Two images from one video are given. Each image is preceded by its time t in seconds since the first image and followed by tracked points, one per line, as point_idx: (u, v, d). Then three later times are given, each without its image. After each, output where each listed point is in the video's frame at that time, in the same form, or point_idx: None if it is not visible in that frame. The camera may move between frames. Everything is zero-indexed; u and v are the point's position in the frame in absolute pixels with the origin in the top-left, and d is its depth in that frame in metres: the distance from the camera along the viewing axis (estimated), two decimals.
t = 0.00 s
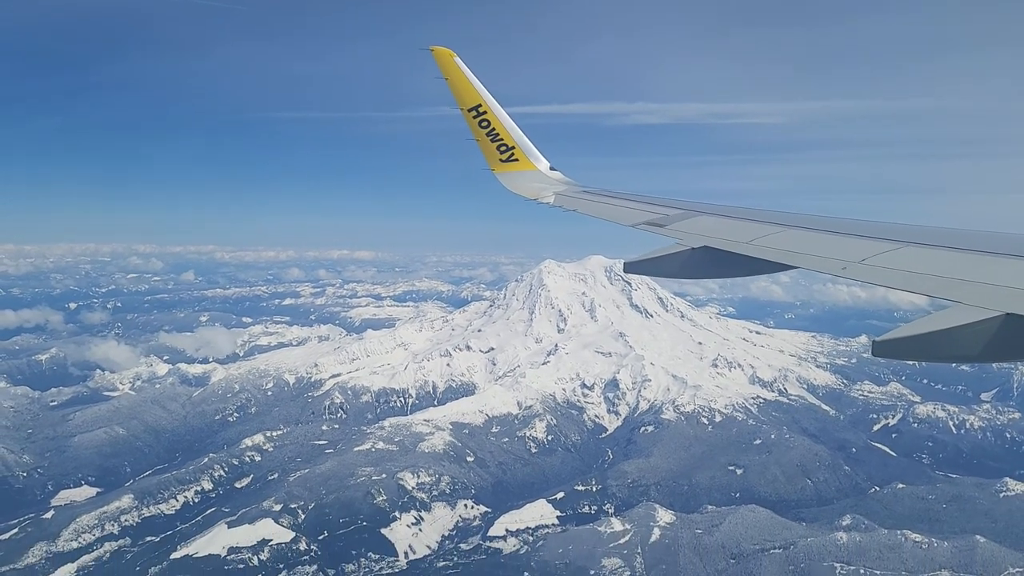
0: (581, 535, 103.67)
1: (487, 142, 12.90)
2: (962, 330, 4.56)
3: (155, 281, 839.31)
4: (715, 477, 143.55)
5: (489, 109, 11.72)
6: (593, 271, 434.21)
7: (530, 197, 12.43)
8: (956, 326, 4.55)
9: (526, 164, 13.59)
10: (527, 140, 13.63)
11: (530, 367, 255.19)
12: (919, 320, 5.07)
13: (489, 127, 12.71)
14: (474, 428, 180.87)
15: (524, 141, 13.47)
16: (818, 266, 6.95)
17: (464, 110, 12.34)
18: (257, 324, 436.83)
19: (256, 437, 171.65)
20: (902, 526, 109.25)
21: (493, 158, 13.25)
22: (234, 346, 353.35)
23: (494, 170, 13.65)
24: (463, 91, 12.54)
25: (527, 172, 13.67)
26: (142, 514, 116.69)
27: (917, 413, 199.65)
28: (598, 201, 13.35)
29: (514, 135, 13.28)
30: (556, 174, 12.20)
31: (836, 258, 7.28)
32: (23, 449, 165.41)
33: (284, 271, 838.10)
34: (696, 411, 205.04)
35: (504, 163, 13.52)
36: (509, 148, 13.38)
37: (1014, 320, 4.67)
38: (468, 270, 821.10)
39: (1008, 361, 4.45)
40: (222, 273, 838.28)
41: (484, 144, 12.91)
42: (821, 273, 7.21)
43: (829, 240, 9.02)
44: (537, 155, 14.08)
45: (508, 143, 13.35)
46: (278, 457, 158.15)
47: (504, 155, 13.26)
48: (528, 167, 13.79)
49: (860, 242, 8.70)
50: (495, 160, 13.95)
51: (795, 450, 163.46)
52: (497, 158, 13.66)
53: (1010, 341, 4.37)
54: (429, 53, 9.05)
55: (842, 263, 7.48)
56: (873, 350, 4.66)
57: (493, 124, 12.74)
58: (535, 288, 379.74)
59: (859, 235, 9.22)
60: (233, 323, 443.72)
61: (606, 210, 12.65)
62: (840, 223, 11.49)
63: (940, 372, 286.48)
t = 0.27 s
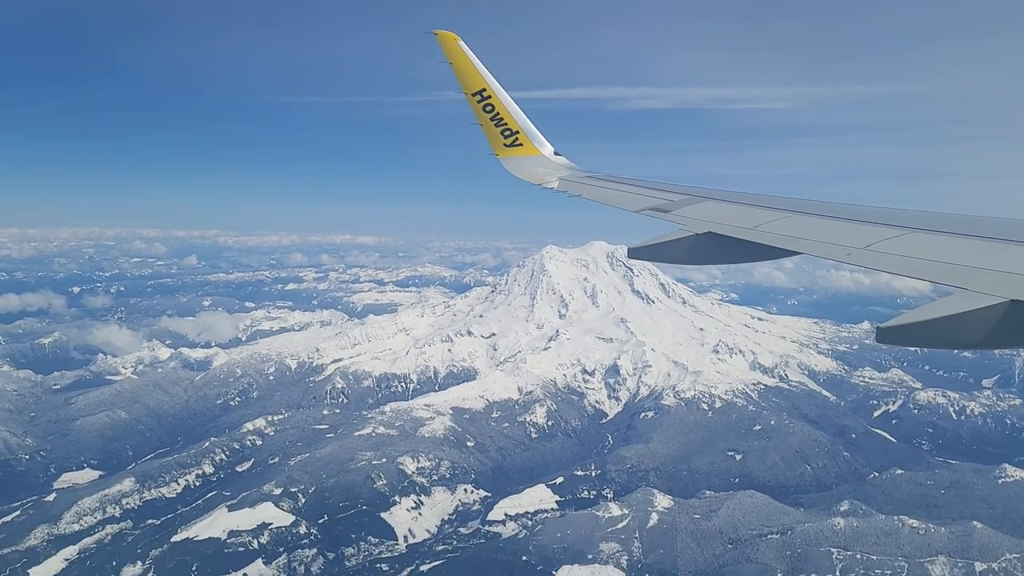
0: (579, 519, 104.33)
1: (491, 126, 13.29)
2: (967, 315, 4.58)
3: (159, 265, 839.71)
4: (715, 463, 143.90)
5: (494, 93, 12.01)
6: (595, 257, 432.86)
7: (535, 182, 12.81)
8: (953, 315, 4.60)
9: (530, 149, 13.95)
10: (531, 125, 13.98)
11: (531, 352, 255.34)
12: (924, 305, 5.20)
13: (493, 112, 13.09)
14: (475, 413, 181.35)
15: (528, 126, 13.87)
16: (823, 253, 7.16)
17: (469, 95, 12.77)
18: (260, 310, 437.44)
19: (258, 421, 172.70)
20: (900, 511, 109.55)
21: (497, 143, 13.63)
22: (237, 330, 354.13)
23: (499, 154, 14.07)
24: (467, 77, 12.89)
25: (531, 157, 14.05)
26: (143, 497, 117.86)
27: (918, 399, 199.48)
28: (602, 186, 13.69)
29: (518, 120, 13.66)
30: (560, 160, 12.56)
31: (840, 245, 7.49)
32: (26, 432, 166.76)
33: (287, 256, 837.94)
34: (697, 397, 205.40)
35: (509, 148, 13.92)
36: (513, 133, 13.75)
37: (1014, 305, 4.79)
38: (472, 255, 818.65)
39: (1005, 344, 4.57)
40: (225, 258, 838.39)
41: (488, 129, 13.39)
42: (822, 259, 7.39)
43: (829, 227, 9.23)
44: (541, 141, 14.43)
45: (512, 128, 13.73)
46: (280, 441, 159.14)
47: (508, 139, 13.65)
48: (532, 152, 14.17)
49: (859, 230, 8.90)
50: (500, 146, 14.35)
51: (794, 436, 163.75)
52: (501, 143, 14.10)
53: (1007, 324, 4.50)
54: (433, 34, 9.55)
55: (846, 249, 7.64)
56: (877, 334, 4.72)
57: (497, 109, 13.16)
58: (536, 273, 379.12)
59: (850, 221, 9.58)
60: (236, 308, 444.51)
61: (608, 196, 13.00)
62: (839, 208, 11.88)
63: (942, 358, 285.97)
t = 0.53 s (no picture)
0: (578, 511, 104.66)
1: (495, 117, 13.59)
2: (975, 307, 4.98)
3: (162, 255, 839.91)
4: (715, 455, 143.86)
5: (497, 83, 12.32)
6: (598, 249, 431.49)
7: (539, 173, 13.10)
8: (958, 308, 5.00)
9: (535, 140, 14.23)
10: (536, 117, 14.27)
11: (533, 344, 255.05)
12: (932, 299, 5.51)
13: (497, 103, 13.38)
14: (475, 404, 181.53)
15: (532, 117, 14.15)
16: (833, 248, 7.54)
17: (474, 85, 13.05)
18: (262, 300, 437.67)
19: (259, 412, 173.40)
20: (899, 504, 109.61)
21: (502, 135, 13.95)
22: (238, 321, 354.55)
23: (504, 145, 14.36)
24: (471, 67, 13.15)
25: (535, 148, 14.36)
26: (143, 488, 118.68)
27: (920, 392, 199.04)
28: (605, 177, 13.99)
29: (522, 111, 13.94)
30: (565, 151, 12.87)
31: (848, 239, 7.88)
32: (29, 422, 167.80)
33: (290, 247, 837.79)
34: (697, 389, 205.29)
35: (513, 139, 14.21)
36: (518, 124, 14.09)
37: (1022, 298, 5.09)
38: (475, 246, 816.15)
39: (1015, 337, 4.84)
40: (228, 248, 838.31)
41: (493, 119, 13.65)
42: (829, 251, 7.85)
43: (835, 220, 9.63)
44: (545, 132, 14.74)
45: (516, 120, 14.02)
46: (281, 432, 159.81)
47: (513, 130, 13.94)
48: (536, 143, 14.45)
49: (863, 223, 9.32)
50: (505, 136, 14.61)
51: (794, 429, 163.66)
52: (506, 134, 14.36)
53: (1016, 318, 4.80)
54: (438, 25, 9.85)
55: (851, 242, 8.08)
56: (884, 329, 5.16)
57: (502, 100, 13.44)
58: (538, 265, 378.25)
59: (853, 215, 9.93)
60: (238, 298, 445.06)
61: (613, 188, 13.33)
62: (843, 200, 12.25)
63: (945, 351, 285.06)
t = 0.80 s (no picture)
0: (575, 507, 105.12)
1: (499, 111, 14.48)
2: (978, 306, 5.20)
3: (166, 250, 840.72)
4: (714, 451, 144.07)
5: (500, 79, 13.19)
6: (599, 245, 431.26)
7: (541, 167, 13.94)
8: (960, 306, 5.21)
9: (538, 134, 15.07)
10: (538, 112, 15.06)
11: (533, 339, 255.07)
12: (935, 294, 5.76)
13: (501, 99, 14.27)
14: (475, 400, 181.78)
15: (535, 112, 15.00)
16: (834, 244, 7.98)
17: (478, 82, 13.90)
18: (263, 296, 437.88)
19: (259, 407, 174.03)
20: (897, 501, 109.75)
21: (506, 130, 14.82)
22: (239, 316, 354.88)
23: (507, 140, 15.20)
24: (476, 64, 14.03)
25: (538, 142, 15.24)
26: (142, 482, 119.36)
27: (920, 389, 198.83)
28: (606, 172, 14.80)
29: (526, 106, 14.80)
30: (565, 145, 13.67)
31: (849, 235, 8.36)
32: (29, 417, 168.73)
33: (292, 242, 838.16)
34: (697, 385, 205.38)
35: (516, 135, 15.10)
36: (521, 119, 14.93)
37: None
38: (477, 242, 815.27)
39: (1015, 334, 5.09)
40: (231, 243, 838.25)
41: (497, 114, 14.52)
42: (830, 247, 8.24)
43: (835, 215, 10.09)
44: (548, 127, 15.58)
45: (520, 115, 14.85)
46: (280, 427, 160.39)
47: (516, 125, 14.79)
48: (539, 138, 15.31)
49: (858, 220, 9.80)
50: (509, 132, 15.45)
51: (793, 425, 163.74)
52: (510, 129, 15.17)
53: (1014, 319, 5.05)
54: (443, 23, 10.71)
55: (852, 237, 8.46)
56: (890, 325, 5.36)
57: (506, 96, 14.28)
58: (539, 260, 378.04)
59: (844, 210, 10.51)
60: (240, 294, 445.25)
61: (613, 182, 14.10)
62: (836, 196, 12.90)
63: (947, 348, 284.63)
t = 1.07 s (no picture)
0: (572, 506, 105.13)
1: (501, 110, 14.52)
2: (982, 304, 5.13)
3: (167, 248, 840.89)
4: (712, 451, 143.99)
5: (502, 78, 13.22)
6: (599, 244, 431.22)
7: (543, 167, 14.00)
8: (964, 306, 5.13)
9: (540, 133, 15.14)
10: (541, 112, 15.15)
11: (532, 338, 254.94)
12: (934, 294, 5.72)
13: (504, 97, 14.32)
14: (474, 399, 181.81)
15: (537, 111, 15.03)
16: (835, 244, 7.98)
17: (480, 80, 13.95)
18: (263, 294, 437.83)
19: (257, 406, 174.04)
20: (894, 501, 109.72)
21: (508, 129, 14.87)
22: (239, 314, 354.87)
23: (509, 139, 15.25)
24: (480, 64, 14.06)
25: (541, 142, 15.29)
26: (140, 480, 119.57)
27: (919, 389, 198.65)
28: (607, 173, 14.85)
29: (528, 107, 14.86)
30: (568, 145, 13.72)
31: (852, 237, 8.35)
32: (28, 415, 168.95)
33: (293, 241, 838.72)
34: (696, 384, 205.24)
35: (519, 133, 15.14)
36: (524, 118, 14.95)
37: None
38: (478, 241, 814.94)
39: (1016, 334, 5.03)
40: (231, 241, 838.39)
41: (499, 113, 14.54)
42: (832, 249, 8.22)
43: (836, 217, 10.11)
44: (551, 126, 15.62)
45: (523, 114, 14.91)
46: (279, 426, 160.52)
47: (519, 125, 14.85)
48: (542, 137, 15.35)
49: (861, 222, 9.77)
50: (511, 131, 15.50)
51: (792, 425, 163.59)
52: (512, 128, 15.22)
53: (1016, 317, 4.99)
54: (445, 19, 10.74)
55: (853, 239, 8.45)
56: (891, 326, 5.27)
57: (508, 95, 14.31)
58: (539, 259, 378.24)
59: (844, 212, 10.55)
60: (240, 292, 445.56)
61: (615, 181, 14.18)
62: (837, 196, 12.94)
63: (947, 348, 284.26)
